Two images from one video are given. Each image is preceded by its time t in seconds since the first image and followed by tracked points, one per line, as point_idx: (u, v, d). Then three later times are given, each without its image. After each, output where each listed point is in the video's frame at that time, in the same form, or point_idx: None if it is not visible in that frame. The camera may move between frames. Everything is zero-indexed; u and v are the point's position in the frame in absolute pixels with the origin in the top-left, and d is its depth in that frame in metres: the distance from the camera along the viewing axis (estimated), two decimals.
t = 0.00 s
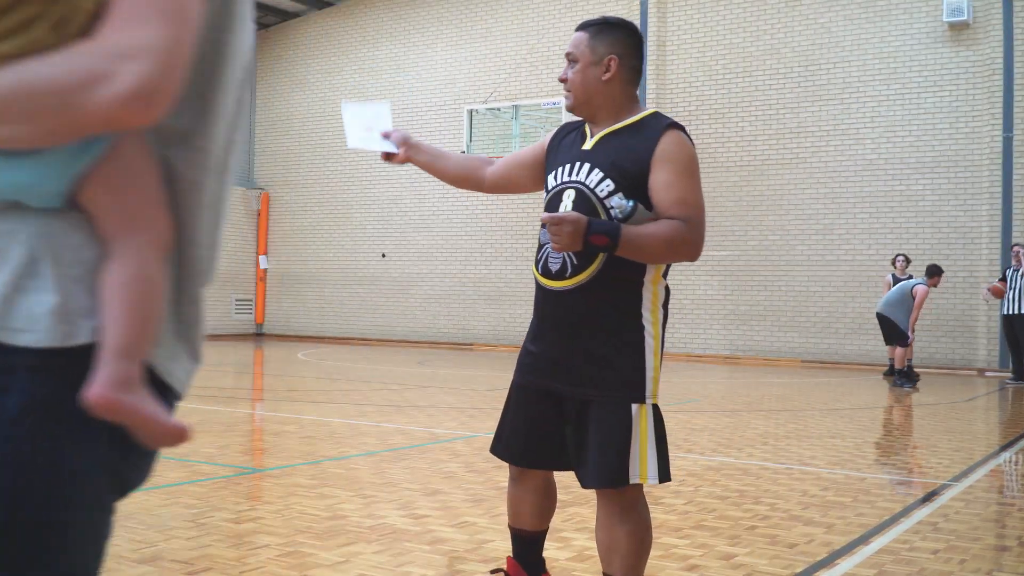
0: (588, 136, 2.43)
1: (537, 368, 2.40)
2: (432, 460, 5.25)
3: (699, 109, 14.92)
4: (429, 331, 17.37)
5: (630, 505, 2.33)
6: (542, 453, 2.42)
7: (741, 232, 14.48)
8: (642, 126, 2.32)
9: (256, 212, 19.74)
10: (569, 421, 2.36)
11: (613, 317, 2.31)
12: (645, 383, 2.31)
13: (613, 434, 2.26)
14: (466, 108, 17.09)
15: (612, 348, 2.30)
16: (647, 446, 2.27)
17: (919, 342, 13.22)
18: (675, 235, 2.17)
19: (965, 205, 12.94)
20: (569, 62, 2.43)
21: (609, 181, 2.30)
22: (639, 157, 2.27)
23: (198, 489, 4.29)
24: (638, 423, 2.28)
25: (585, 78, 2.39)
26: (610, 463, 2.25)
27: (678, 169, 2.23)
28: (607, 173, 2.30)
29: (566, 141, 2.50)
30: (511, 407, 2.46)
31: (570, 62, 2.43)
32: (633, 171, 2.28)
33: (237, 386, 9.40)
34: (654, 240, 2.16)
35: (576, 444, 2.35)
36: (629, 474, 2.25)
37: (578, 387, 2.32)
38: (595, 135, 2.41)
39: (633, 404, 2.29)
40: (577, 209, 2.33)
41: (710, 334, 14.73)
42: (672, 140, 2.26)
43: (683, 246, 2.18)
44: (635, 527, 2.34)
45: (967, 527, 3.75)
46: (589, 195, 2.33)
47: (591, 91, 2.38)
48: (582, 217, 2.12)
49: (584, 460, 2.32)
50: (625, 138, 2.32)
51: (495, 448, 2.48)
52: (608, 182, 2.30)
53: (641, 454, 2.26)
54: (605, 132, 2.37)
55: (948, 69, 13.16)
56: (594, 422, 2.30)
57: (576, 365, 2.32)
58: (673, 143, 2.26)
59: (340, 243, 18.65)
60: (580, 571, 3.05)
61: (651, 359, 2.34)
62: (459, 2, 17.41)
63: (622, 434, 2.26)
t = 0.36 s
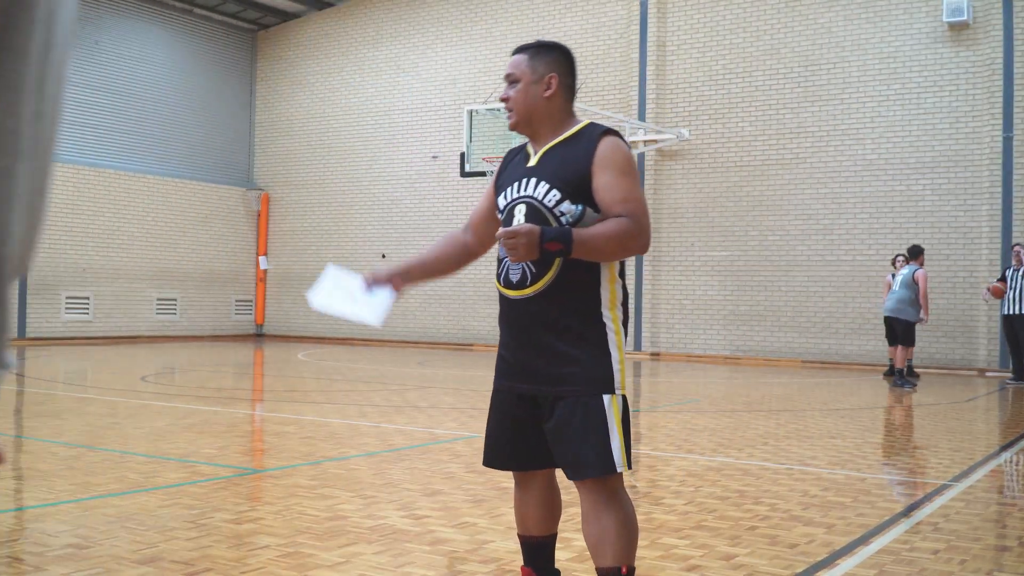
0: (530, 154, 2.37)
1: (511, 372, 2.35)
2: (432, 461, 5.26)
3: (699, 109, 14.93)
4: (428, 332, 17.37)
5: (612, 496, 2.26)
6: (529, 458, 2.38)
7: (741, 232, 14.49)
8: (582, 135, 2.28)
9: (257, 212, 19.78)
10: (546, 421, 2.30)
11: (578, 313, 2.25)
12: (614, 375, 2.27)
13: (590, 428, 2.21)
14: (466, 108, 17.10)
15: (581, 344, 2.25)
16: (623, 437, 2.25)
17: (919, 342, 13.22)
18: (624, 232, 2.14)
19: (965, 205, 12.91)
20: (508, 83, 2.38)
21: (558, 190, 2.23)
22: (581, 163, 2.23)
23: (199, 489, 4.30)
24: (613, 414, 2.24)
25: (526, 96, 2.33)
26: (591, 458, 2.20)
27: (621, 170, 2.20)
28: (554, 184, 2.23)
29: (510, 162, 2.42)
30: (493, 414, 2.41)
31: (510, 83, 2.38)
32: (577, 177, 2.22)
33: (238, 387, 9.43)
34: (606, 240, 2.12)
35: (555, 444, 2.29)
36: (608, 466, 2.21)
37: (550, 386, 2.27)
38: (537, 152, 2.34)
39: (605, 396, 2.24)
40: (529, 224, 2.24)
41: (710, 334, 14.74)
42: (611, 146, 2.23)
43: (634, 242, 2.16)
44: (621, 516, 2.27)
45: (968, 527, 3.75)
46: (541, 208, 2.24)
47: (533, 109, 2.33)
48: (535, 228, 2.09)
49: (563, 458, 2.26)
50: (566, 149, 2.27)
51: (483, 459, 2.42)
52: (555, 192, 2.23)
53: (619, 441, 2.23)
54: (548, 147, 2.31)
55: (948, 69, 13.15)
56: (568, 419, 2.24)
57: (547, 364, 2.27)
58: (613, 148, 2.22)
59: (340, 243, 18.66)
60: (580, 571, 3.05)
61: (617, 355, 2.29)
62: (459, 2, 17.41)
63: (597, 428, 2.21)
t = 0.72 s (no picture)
0: (511, 159, 2.35)
1: (519, 365, 2.32)
2: (433, 461, 5.27)
3: (700, 109, 14.93)
4: (429, 332, 17.38)
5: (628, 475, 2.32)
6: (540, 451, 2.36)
7: (741, 232, 14.49)
8: (566, 135, 2.32)
9: (257, 212, 19.79)
10: (560, 412, 2.30)
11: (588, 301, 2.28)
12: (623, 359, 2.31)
13: (611, 412, 2.25)
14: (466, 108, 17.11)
15: (593, 332, 2.27)
16: (639, 416, 2.30)
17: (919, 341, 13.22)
18: (630, 220, 2.22)
19: (966, 205, 12.90)
20: (493, 88, 2.31)
21: (558, 189, 2.25)
22: (576, 158, 2.27)
23: (199, 490, 4.30)
24: (627, 397, 2.29)
25: (517, 100, 2.30)
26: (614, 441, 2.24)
27: (613, 162, 2.27)
28: (554, 183, 2.25)
29: (491, 168, 2.38)
30: (499, 410, 2.38)
31: (496, 88, 2.31)
32: (574, 172, 2.26)
33: (239, 387, 9.45)
34: (618, 230, 2.19)
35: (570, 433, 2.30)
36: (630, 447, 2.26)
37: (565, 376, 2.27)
38: (522, 156, 2.33)
39: (620, 379, 2.28)
40: (536, 225, 2.24)
41: (711, 334, 14.75)
42: (598, 143, 2.29)
43: (639, 226, 2.23)
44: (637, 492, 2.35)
45: (968, 527, 3.75)
46: (543, 207, 2.25)
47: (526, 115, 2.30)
48: (553, 232, 2.10)
49: (581, 446, 2.27)
50: (556, 149, 2.30)
51: (491, 458, 2.38)
52: (555, 190, 2.25)
53: (635, 422, 2.29)
54: (536, 151, 2.31)
55: (948, 69, 13.15)
56: (586, 408, 2.25)
57: (560, 355, 2.26)
58: (601, 143, 2.29)
59: (340, 244, 18.66)
60: (581, 571, 3.05)
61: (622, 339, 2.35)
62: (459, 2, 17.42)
63: (616, 411, 2.25)
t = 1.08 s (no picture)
0: (555, 164, 2.47)
1: (553, 367, 2.41)
2: (433, 460, 5.26)
3: (700, 110, 14.93)
4: (429, 332, 17.39)
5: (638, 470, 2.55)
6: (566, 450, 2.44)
7: (741, 232, 14.48)
8: (610, 148, 2.51)
9: (257, 212, 19.80)
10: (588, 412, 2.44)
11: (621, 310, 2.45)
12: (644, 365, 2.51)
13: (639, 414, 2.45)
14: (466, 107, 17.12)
15: (625, 339, 2.44)
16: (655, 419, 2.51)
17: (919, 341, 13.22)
18: (671, 236, 2.46)
19: (966, 205, 12.90)
20: (546, 94, 2.44)
21: (605, 199, 2.42)
22: (622, 172, 2.46)
23: (199, 489, 4.30)
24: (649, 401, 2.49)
25: (568, 109, 2.45)
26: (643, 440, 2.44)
27: (653, 180, 2.50)
28: (603, 192, 2.42)
29: (533, 171, 2.48)
30: (525, 407, 2.43)
31: (546, 93, 2.44)
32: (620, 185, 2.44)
33: (238, 386, 9.43)
34: (663, 243, 2.42)
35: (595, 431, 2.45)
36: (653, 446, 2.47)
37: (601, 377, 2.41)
38: (566, 163, 2.47)
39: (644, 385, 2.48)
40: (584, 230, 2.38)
41: (711, 334, 14.74)
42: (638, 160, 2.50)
43: (675, 244, 2.48)
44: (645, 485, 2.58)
45: (968, 527, 3.75)
46: (592, 214, 2.40)
47: (574, 124, 2.46)
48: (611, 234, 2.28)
49: (608, 443, 2.44)
50: (603, 161, 2.46)
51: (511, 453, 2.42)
52: (604, 200, 2.42)
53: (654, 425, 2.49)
54: (582, 159, 2.45)
55: (948, 69, 13.14)
56: (619, 409, 2.42)
57: (598, 358, 2.40)
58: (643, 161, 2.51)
59: (340, 243, 18.66)
60: (581, 571, 3.05)
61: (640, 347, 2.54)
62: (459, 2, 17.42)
63: (642, 413, 2.45)
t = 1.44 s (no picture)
0: (593, 173, 2.60)
1: (569, 361, 2.52)
2: (433, 460, 5.26)
3: (700, 110, 14.94)
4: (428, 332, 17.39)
5: (643, 469, 2.62)
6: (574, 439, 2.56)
7: (741, 231, 14.48)
8: (648, 160, 2.61)
9: (257, 212, 19.80)
10: (600, 408, 2.54)
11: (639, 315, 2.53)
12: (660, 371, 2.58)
13: (648, 416, 2.53)
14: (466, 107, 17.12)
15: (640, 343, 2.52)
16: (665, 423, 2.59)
17: (919, 342, 13.22)
18: (699, 250, 2.56)
19: (966, 205, 12.89)
20: (590, 103, 2.54)
21: (637, 212, 2.55)
22: (656, 187, 2.57)
23: (199, 489, 4.29)
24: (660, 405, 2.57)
25: (611, 120, 2.55)
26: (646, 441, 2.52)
27: (688, 195, 2.59)
28: (635, 206, 2.54)
29: (573, 176, 2.62)
30: (539, 396, 2.56)
31: (590, 104, 2.55)
32: (653, 199, 2.56)
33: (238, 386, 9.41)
34: (689, 259, 2.52)
35: (603, 426, 2.55)
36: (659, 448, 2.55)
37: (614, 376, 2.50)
38: (604, 172, 2.60)
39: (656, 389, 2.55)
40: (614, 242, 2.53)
41: (711, 333, 14.74)
42: (675, 172, 2.60)
43: (702, 257, 2.57)
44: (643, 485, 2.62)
45: (968, 527, 3.74)
46: (622, 226, 2.54)
47: (615, 135, 2.56)
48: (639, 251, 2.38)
49: (614, 438, 2.54)
50: (639, 173, 2.58)
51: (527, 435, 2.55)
52: (636, 213, 2.55)
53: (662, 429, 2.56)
54: (620, 170, 2.58)
55: (949, 69, 13.14)
56: (628, 409, 2.51)
57: (612, 359, 2.49)
58: (679, 175, 2.60)
59: (340, 243, 18.67)
60: (581, 571, 3.05)
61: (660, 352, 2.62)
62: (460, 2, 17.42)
63: (651, 415, 2.53)
